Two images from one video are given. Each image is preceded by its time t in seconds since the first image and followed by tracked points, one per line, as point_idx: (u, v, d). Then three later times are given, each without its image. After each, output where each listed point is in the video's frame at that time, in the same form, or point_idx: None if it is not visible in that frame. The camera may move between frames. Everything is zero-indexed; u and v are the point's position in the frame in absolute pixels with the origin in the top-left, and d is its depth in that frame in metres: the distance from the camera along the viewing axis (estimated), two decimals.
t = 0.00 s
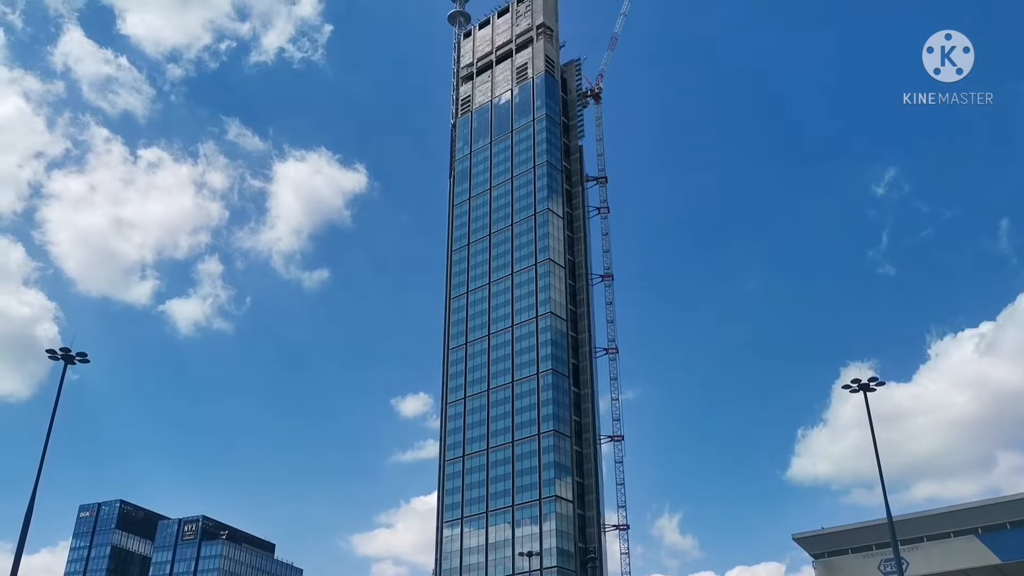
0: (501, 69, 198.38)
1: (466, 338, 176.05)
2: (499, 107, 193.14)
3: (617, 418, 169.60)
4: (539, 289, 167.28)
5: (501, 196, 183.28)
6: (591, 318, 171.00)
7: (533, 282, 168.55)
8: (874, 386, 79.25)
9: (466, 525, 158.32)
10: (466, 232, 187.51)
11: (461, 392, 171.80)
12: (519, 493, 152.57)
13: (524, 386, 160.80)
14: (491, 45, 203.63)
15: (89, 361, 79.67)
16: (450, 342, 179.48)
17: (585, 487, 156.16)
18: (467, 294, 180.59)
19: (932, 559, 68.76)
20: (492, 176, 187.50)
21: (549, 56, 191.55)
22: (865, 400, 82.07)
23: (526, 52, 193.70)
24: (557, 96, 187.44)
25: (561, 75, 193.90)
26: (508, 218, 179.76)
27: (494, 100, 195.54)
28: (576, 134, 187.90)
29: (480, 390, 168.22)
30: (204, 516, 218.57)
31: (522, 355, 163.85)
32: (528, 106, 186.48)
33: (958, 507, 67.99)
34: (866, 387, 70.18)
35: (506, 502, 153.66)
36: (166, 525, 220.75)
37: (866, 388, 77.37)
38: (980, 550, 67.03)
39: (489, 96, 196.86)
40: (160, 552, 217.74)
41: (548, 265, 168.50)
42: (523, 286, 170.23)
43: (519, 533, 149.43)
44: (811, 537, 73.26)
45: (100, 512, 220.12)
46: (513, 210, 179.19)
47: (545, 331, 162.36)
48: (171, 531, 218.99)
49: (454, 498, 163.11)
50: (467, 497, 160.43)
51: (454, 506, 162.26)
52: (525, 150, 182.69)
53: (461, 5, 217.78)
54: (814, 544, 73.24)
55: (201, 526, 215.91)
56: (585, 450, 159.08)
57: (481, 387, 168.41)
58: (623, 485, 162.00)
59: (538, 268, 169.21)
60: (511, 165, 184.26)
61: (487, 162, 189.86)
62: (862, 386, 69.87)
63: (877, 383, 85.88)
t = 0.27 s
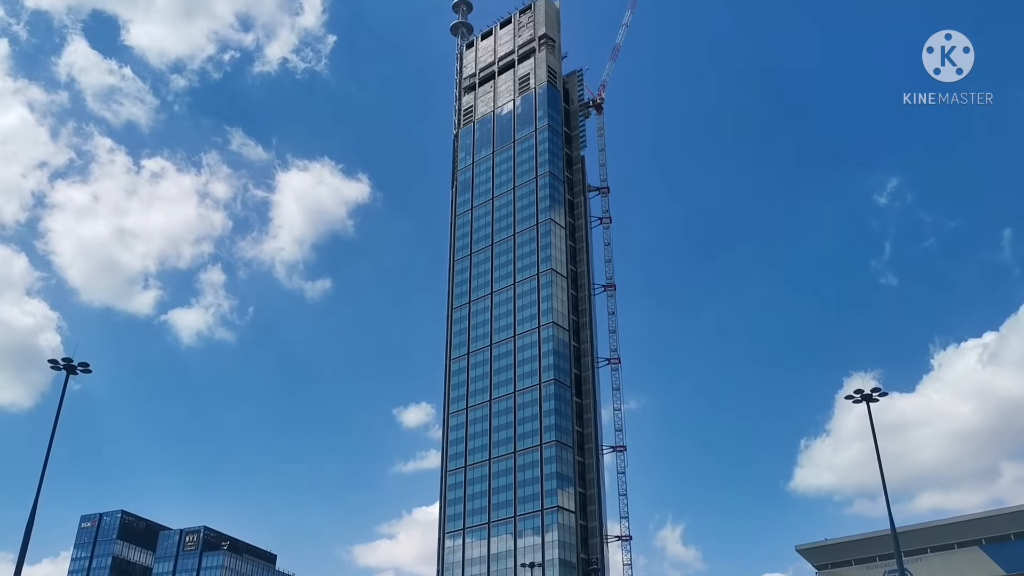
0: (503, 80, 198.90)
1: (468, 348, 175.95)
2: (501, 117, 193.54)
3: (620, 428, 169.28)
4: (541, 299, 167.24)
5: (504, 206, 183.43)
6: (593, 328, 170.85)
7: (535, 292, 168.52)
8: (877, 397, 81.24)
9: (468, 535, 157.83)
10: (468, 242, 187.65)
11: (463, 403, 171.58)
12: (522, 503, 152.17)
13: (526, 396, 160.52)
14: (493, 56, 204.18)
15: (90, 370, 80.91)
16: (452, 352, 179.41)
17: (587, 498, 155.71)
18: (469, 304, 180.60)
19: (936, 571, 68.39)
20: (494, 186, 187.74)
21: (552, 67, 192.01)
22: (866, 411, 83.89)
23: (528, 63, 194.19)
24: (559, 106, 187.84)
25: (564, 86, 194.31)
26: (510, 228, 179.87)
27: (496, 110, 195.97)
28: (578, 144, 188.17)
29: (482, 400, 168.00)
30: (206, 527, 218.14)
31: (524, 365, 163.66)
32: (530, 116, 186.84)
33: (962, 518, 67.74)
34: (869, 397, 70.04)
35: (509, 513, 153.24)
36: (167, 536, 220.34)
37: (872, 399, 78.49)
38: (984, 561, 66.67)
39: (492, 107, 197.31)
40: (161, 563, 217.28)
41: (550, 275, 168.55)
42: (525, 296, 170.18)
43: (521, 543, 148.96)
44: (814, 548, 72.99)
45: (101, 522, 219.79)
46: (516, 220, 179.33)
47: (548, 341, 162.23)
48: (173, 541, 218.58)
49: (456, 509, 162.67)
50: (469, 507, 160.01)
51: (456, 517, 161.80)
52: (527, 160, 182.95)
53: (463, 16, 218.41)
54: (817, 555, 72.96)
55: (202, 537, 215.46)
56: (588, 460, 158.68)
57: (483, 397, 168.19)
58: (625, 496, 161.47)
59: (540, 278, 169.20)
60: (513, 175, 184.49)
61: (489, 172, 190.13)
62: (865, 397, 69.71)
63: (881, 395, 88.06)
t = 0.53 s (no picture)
0: (504, 90, 199.35)
1: (468, 358, 175.91)
2: (501, 127, 193.89)
3: (620, 438, 169.10)
4: (541, 308, 167.24)
5: (504, 215, 183.61)
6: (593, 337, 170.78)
7: (536, 301, 168.52)
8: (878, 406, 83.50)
9: (468, 545, 157.36)
10: (468, 251, 187.77)
11: (463, 412, 171.37)
12: (522, 513, 151.80)
13: (526, 406, 160.33)
14: (493, 66, 204.71)
15: (91, 380, 81.26)
16: (452, 361, 179.32)
17: (587, 508, 155.36)
18: (469, 313, 180.64)
19: None
20: (494, 195, 188.00)
21: (551, 77, 192.48)
22: (866, 420, 86.23)
23: (528, 73, 194.69)
24: (559, 116, 188.23)
25: (564, 96, 194.74)
26: (510, 237, 180.02)
27: (496, 120, 196.35)
28: (578, 154, 188.46)
29: (481, 410, 167.82)
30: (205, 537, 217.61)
31: (524, 374, 163.53)
32: (530, 126, 187.21)
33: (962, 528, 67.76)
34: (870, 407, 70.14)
35: (509, 523, 152.81)
36: (167, 546, 219.78)
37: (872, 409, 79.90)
38: (985, 571, 66.47)
39: (492, 117, 197.72)
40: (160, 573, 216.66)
41: (550, 284, 168.65)
42: (525, 306, 170.16)
43: (521, 553, 148.52)
44: (815, 558, 72.81)
45: (101, 532, 219.30)
46: (515, 230, 179.53)
47: (548, 350, 162.16)
48: (172, 552, 217.98)
49: (456, 519, 162.22)
50: (469, 517, 159.59)
51: (456, 527, 161.35)
52: (527, 170, 183.22)
53: (463, 26, 219.05)
54: (818, 566, 72.78)
55: (202, 547, 214.86)
56: (588, 470, 158.36)
57: (483, 406, 167.98)
58: (626, 506, 161.07)
59: (540, 287, 169.26)
60: (513, 185, 184.72)
61: (489, 182, 190.35)
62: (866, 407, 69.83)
63: (882, 406, 90.68)
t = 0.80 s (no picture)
0: (503, 101, 199.79)
1: (468, 369, 175.66)
2: (501, 138, 194.20)
3: (620, 449, 168.73)
4: (541, 319, 167.09)
5: (503, 226, 183.69)
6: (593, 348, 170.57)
7: (535, 312, 168.41)
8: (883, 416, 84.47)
9: (468, 557, 156.71)
10: (468, 262, 187.79)
11: (462, 423, 171.04)
12: (522, 525, 151.25)
13: (526, 417, 159.99)
14: (493, 77, 205.21)
15: (90, 392, 81.11)
16: (451, 372, 179.06)
17: (587, 519, 154.82)
18: (469, 324, 180.51)
19: None
20: (493, 206, 188.13)
21: (551, 88, 192.92)
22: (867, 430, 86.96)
23: (528, 84, 195.18)
24: (559, 127, 188.56)
25: (563, 107, 195.14)
26: (510, 248, 180.09)
27: (496, 131, 196.69)
28: (578, 164, 188.73)
29: (481, 421, 167.51)
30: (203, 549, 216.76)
31: (524, 385, 163.25)
32: (530, 137, 187.54)
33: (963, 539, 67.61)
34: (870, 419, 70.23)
35: (509, 534, 152.24)
36: (165, 558, 218.89)
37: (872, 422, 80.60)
38: None
39: (491, 128, 198.07)
40: None
41: (550, 295, 168.60)
42: (525, 316, 170.05)
43: (521, 565, 147.91)
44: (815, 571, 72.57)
45: (99, 544, 218.54)
46: (515, 240, 179.60)
47: (548, 361, 161.95)
48: (170, 564, 217.07)
49: (456, 531, 161.57)
50: (469, 529, 158.98)
51: (455, 538, 160.72)
52: (527, 181, 183.43)
53: (463, 38, 219.74)
54: None
55: (200, 559, 213.96)
56: (588, 481, 157.90)
57: (483, 418, 167.64)
58: (626, 517, 160.47)
59: (540, 298, 169.17)
60: (513, 196, 184.91)
61: (489, 193, 190.51)
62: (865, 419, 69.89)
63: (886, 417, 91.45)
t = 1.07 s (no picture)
0: (503, 114, 200.20)
1: (468, 381, 175.30)
2: (501, 151, 194.49)
3: (620, 462, 168.17)
4: (541, 332, 166.84)
5: (504, 238, 183.71)
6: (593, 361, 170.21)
7: (535, 324, 168.20)
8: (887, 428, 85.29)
9: (468, 571, 155.91)
10: (468, 274, 187.75)
11: (462, 437, 170.56)
12: (522, 539, 150.56)
13: (526, 430, 159.51)
14: (493, 90, 205.70)
15: (89, 405, 81.04)
16: (451, 385, 178.72)
17: (588, 533, 154.09)
18: (469, 337, 180.27)
19: None
20: (493, 219, 188.22)
21: (551, 101, 193.30)
22: (869, 442, 87.54)
23: (528, 97, 195.63)
24: (559, 140, 188.86)
25: (563, 120, 195.47)
26: (510, 260, 180.07)
27: (496, 144, 197.00)
28: (578, 177, 188.85)
29: (481, 434, 167.03)
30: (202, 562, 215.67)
31: (524, 398, 162.85)
32: (530, 149, 187.79)
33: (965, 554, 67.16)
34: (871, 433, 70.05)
35: (509, 548, 151.51)
36: (164, 572, 217.79)
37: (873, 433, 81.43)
38: None
39: (492, 140, 198.38)
40: None
41: (550, 308, 168.36)
42: (525, 329, 169.84)
43: None
44: None
45: (98, 558, 217.72)
46: (515, 253, 179.62)
47: (548, 374, 161.60)
48: None
49: (456, 544, 160.80)
50: (469, 543, 158.22)
51: (455, 552, 159.93)
52: (527, 194, 183.58)
53: (463, 51, 220.42)
54: None
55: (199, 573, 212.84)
56: (588, 495, 157.26)
57: (483, 431, 167.17)
58: (626, 530, 159.65)
59: (540, 310, 169.00)
60: (513, 208, 185.02)
61: (489, 205, 190.64)
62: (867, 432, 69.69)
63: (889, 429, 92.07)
